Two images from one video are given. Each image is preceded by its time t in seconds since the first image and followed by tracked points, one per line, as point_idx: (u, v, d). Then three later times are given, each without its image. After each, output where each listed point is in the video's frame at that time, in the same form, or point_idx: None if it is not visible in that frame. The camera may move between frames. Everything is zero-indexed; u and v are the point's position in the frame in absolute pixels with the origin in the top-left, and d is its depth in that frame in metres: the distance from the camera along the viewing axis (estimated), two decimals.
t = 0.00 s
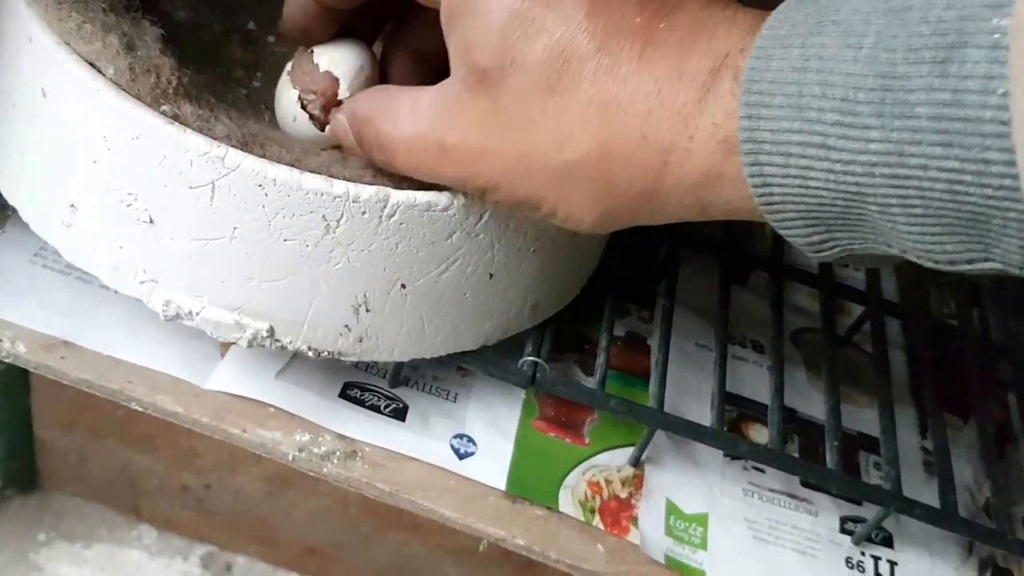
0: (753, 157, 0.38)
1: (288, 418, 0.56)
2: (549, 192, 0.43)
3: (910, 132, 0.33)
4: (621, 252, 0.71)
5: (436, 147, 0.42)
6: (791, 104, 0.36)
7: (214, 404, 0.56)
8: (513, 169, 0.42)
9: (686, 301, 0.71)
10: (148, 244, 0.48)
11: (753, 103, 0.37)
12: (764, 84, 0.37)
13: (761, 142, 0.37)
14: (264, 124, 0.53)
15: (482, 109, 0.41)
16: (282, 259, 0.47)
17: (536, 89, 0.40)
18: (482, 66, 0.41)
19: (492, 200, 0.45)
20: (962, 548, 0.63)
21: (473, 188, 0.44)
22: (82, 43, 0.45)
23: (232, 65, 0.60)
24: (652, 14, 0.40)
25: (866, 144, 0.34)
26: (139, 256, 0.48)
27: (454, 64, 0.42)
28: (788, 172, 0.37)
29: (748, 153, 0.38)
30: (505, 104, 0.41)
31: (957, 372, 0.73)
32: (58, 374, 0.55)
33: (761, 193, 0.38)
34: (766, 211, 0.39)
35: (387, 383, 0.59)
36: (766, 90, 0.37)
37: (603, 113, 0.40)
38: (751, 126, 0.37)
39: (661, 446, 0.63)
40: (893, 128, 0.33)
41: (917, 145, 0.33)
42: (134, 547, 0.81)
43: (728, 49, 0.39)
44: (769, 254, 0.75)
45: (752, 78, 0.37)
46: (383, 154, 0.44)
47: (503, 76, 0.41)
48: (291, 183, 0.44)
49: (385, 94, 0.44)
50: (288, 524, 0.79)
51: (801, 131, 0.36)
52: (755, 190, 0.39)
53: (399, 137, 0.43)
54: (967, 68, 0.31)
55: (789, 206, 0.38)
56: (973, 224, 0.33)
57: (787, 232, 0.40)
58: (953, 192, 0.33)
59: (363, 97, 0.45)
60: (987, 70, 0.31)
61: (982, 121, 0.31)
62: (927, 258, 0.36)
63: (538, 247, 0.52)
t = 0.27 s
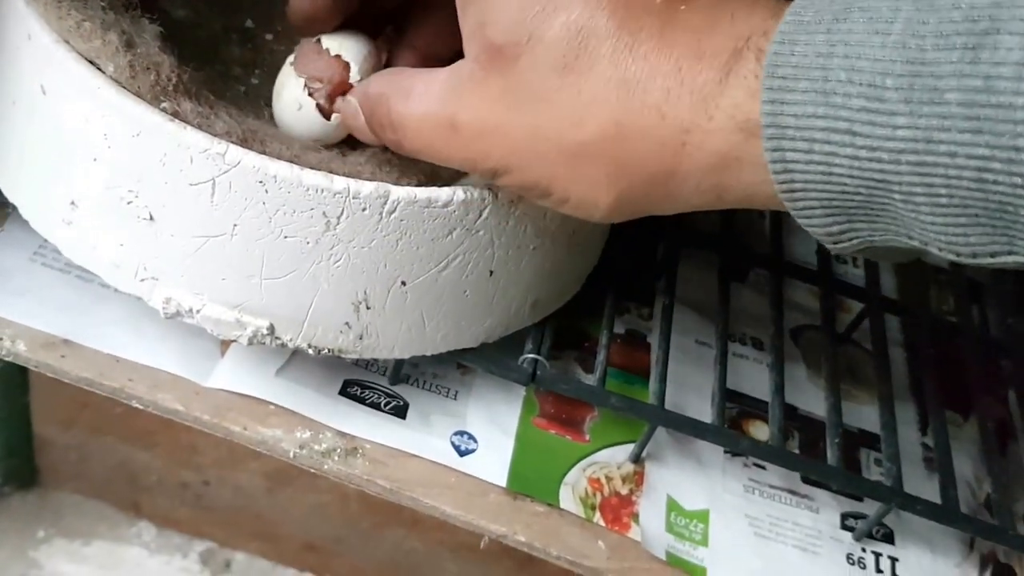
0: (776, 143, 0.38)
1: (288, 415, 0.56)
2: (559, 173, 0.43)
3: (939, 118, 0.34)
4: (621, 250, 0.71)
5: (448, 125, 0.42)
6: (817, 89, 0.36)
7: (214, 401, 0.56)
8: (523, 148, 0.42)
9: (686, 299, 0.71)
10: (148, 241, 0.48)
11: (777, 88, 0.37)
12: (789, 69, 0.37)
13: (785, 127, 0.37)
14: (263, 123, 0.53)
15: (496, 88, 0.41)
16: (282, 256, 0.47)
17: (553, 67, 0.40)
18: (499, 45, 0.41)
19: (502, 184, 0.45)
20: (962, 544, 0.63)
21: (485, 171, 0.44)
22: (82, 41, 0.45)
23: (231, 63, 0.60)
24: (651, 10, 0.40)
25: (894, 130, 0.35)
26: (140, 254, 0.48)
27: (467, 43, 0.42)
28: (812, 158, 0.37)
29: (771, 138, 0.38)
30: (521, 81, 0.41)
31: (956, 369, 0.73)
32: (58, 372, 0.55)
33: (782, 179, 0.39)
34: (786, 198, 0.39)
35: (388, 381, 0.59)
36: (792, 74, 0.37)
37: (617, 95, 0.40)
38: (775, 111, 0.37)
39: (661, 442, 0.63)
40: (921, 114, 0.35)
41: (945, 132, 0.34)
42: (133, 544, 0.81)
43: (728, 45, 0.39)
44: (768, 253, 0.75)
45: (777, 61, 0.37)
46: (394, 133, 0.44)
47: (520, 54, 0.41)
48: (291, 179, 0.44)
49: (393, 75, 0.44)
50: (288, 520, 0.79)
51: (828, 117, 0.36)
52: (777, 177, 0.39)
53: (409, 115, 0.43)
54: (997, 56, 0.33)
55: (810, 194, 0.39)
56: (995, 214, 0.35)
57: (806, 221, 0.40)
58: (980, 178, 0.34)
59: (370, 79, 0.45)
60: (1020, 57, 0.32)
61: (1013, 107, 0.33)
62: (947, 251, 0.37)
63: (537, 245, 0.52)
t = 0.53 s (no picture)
0: (714, 156, 0.38)
1: (289, 416, 0.56)
2: (523, 185, 0.43)
3: (860, 129, 0.33)
4: (622, 254, 0.71)
5: (417, 143, 0.43)
6: (748, 103, 0.35)
7: (215, 402, 0.56)
8: (492, 164, 0.42)
9: (686, 303, 0.71)
10: (148, 240, 0.48)
11: (713, 101, 0.36)
12: (722, 84, 0.36)
13: (721, 140, 0.37)
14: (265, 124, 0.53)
15: (455, 112, 0.42)
16: (283, 254, 0.47)
17: (507, 79, 0.40)
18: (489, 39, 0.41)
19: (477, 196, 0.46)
20: (964, 545, 0.63)
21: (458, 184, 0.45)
22: (82, 41, 0.45)
23: (233, 65, 0.60)
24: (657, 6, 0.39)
25: (818, 142, 0.34)
26: (140, 253, 0.48)
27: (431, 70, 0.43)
28: (747, 169, 0.37)
29: (710, 151, 0.38)
30: (476, 97, 0.41)
31: (959, 370, 0.73)
32: (59, 373, 0.55)
33: (724, 189, 0.39)
34: (730, 206, 0.39)
35: (388, 381, 0.59)
36: (724, 89, 0.36)
37: (574, 113, 0.40)
38: (712, 124, 0.37)
39: (662, 443, 0.63)
40: (843, 125, 0.33)
41: (866, 142, 0.33)
42: (135, 543, 0.81)
43: (694, 65, 0.38)
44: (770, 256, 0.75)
45: (712, 77, 0.36)
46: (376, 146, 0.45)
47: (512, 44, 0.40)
48: (292, 177, 0.44)
49: (370, 90, 0.45)
50: (290, 519, 0.78)
51: (758, 130, 0.35)
52: (718, 185, 0.39)
53: (386, 132, 0.44)
54: (911, 64, 0.31)
55: (751, 202, 0.38)
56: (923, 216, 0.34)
57: (752, 225, 0.40)
58: (903, 186, 0.33)
59: (354, 92, 0.46)
60: (933, 66, 0.30)
61: (927, 116, 0.31)
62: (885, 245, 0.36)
63: (539, 245, 0.52)
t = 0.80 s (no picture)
0: (745, 143, 0.37)
1: (289, 416, 0.56)
2: (536, 181, 0.42)
3: (908, 116, 0.33)
4: (625, 253, 0.71)
5: (417, 138, 0.42)
6: (786, 88, 0.36)
7: (215, 403, 0.55)
8: (501, 156, 0.42)
9: (689, 302, 0.71)
10: (149, 244, 0.47)
11: (746, 88, 0.36)
12: (756, 69, 0.36)
13: (754, 126, 0.37)
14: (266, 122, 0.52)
15: (461, 101, 0.41)
16: (284, 259, 0.47)
17: (516, 68, 0.40)
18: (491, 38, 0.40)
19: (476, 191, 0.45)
20: (966, 548, 0.62)
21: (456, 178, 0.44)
22: (82, 40, 0.44)
23: (233, 62, 0.59)
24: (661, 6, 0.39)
25: (862, 129, 0.34)
26: (140, 256, 0.48)
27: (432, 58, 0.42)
28: (779, 159, 0.37)
29: (740, 138, 0.37)
30: (484, 87, 0.41)
31: (962, 372, 0.72)
32: (58, 373, 0.55)
33: (752, 178, 0.38)
34: (757, 196, 0.39)
35: (389, 382, 0.59)
36: (757, 73, 0.36)
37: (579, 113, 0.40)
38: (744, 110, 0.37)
39: (663, 445, 0.62)
40: (890, 112, 0.33)
41: (912, 130, 0.33)
42: (133, 543, 0.81)
43: (697, 69, 0.38)
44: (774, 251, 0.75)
45: (744, 60, 0.36)
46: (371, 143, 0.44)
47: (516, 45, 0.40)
48: (294, 182, 0.44)
49: (367, 87, 0.44)
50: (287, 519, 0.78)
51: (797, 116, 0.36)
52: (745, 175, 0.38)
53: (384, 128, 0.43)
54: (967, 52, 0.31)
55: (780, 193, 0.38)
56: (968, 209, 0.34)
57: (779, 217, 0.40)
58: (951, 176, 0.33)
59: (343, 92, 0.45)
60: (989, 54, 0.31)
61: (982, 105, 0.32)
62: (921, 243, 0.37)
63: (541, 248, 0.52)
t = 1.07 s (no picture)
0: (759, 120, 0.37)
1: (289, 418, 0.56)
2: (539, 142, 0.42)
3: (926, 94, 0.33)
4: (624, 256, 0.71)
5: (427, 89, 0.43)
6: (803, 64, 0.35)
7: (214, 404, 0.55)
8: (507, 115, 0.42)
9: (689, 304, 0.71)
10: (148, 243, 0.47)
11: (762, 64, 0.36)
12: (774, 44, 0.36)
13: (769, 102, 0.36)
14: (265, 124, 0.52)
15: (476, 51, 0.42)
16: (285, 257, 0.47)
17: (531, 33, 0.40)
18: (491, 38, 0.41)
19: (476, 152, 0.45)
20: (967, 550, 0.62)
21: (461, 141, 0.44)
22: (83, 41, 0.44)
23: (233, 64, 0.59)
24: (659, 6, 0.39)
25: (879, 106, 0.34)
26: (140, 256, 0.48)
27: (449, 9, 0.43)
28: (795, 136, 0.37)
29: (754, 115, 0.37)
30: (500, 47, 0.41)
31: (962, 374, 0.72)
32: (57, 376, 0.55)
33: (764, 156, 0.38)
34: (768, 176, 0.39)
35: (389, 383, 0.59)
36: (777, 49, 0.36)
37: (587, 90, 0.40)
38: (759, 87, 0.37)
39: (664, 447, 0.62)
40: (908, 90, 0.34)
41: (930, 108, 0.33)
42: (133, 545, 0.80)
43: (694, 72, 0.39)
44: (771, 256, 0.75)
45: (763, 36, 0.36)
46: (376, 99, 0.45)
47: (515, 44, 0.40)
48: (294, 181, 0.44)
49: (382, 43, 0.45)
50: (287, 521, 0.78)
51: (813, 92, 0.35)
52: (758, 153, 0.38)
53: (389, 77, 0.43)
54: (988, 31, 0.32)
55: (793, 172, 0.38)
56: (982, 193, 0.34)
57: (788, 200, 0.39)
58: (966, 157, 0.33)
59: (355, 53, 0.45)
60: (1010, 33, 0.31)
61: (1002, 84, 0.32)
62: (929, 233, 0.36)
63: (541, 249, 0.52)
